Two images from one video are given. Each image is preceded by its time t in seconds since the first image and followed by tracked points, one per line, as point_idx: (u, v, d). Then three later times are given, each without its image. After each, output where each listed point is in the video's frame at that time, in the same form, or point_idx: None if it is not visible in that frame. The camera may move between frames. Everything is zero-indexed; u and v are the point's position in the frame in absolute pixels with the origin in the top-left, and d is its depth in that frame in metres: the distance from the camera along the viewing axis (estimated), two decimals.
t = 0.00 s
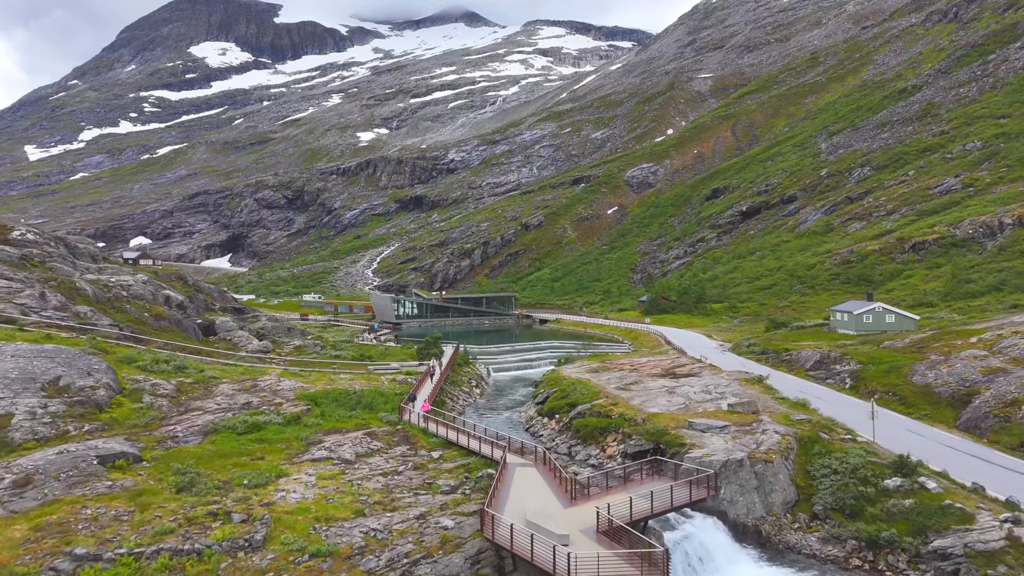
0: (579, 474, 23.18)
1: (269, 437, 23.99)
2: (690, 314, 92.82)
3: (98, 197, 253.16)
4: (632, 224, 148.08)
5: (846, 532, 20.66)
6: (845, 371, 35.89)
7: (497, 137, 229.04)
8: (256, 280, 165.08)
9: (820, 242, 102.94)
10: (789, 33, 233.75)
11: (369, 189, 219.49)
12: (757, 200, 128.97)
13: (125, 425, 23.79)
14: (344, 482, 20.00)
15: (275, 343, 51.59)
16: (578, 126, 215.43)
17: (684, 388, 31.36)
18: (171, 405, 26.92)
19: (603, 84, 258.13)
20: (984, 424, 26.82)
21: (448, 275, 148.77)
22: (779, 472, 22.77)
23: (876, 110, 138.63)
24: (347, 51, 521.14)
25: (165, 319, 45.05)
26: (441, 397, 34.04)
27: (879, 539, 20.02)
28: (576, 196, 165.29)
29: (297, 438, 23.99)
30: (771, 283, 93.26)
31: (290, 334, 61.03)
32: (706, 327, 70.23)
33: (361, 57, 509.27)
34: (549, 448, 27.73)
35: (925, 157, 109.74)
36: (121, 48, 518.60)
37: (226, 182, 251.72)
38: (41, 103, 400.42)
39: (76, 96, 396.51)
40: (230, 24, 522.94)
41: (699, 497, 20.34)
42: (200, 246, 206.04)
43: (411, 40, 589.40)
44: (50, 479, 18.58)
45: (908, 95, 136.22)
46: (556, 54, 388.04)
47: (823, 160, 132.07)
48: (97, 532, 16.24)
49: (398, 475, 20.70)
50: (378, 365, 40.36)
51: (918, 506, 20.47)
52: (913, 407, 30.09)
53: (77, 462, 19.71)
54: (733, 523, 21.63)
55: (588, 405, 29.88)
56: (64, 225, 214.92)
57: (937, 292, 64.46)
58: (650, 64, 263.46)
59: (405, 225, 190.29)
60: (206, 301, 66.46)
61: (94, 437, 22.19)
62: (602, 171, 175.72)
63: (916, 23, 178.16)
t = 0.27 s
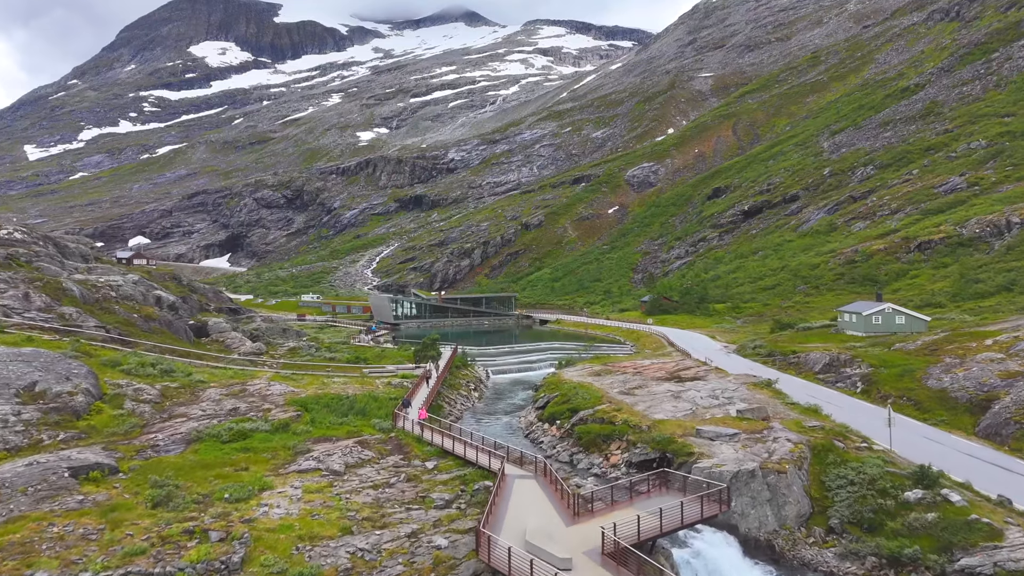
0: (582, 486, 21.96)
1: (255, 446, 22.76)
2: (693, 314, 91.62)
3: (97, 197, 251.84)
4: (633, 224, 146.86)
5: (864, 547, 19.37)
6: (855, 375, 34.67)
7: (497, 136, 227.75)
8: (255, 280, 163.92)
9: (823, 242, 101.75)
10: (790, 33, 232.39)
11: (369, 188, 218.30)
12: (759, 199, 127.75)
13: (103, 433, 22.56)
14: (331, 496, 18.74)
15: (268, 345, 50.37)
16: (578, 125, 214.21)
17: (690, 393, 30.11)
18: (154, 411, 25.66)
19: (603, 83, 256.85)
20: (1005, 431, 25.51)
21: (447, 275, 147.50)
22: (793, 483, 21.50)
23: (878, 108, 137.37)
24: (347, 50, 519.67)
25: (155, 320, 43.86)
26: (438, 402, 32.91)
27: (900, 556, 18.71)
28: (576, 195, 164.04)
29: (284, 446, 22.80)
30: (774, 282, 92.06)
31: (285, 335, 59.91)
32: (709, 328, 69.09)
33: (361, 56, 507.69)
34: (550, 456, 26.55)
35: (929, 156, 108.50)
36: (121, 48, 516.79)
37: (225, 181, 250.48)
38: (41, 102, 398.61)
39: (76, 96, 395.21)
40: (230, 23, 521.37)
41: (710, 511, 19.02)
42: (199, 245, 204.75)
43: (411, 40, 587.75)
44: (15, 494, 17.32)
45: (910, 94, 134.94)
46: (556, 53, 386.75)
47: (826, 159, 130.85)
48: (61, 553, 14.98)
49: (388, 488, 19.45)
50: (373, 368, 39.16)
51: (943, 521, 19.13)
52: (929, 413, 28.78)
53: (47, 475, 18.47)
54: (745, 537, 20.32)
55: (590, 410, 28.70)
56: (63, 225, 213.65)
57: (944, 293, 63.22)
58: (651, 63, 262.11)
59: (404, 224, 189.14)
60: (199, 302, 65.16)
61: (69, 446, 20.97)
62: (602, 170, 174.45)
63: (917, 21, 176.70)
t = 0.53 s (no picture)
0: (584, 499, 20.68)
1: (239, 455, 21.54)
2: (695, 314, 90.42)
3: (96, 197, 250.63)
4: (634, 224, 145.66)
5: (886, 565, 17.96)
6: (867, 379, 33.40)
7: (497, 135, 226.52)
8: (254, 280, 162.77)
9: (827, 242, 100.48)
10: (791, 32, 231.13)
11: (368, 188, 217.06)
12: (761, 198, 126.47)
13: (78, 443, 21.26)
14: (317, 511, 17.47)
15: (262, 346, 49.17)
16: (578, 125, 212.92)
17: (695, 398, 28.84)
18: (134, 417, 24.36)
19: (604, 83, 255.56)
20: None
21: (447, 275, 146.20)
22: (809, 495, 20.18)
23: (881, 107, 136.06)
24: (347, 50, 518.37)
25: (144, 321, 42.61)
26: (433, 408, 31.73)
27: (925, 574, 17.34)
28: (577, 195, 162.81)
29: (269, 456, 21.53)
30: (778, 282, 90.86)
31: (280, 337, 58.70)
32: (712, 329, 67.80)
33: (361, 55, 506.30)
34: (551, 464, 25.34)
35: (933, 155, 107.22)
36: (121, 47, 515.32)
37: (224, 181, 249.23)
38: (40, 102, 397.10)
39: (75, 96, 394.00)
40: (230, 23, 520.19)
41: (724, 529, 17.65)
42: (198, 245, 203.55)
43: (411, 39, 586.38)
44: None
45: (913, 93, 133.63)
46: (556, 53, 385.50)
47: (828, 158, 129.57)
48: None
49: (377, 503, 18.18)
50: (368, 371, 37.94)
51: (970, 537, 17.77)
52: (946, 419, 27.48)
53: (12, 489, 17.21)
54: (758, 554, 18.94)
55: (592, 417, 27.47)
56: (61, 225, 212.46)
57: (951, 294, 61.94)
58: (651, 62, 260.77)
59: (404, 224, 187.94)
60: (193, 302, 63.93)
61: (40, 457, 19.70)
62: (602, 169, 173.20)
63: (919, 20, 175.36)
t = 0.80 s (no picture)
0: (588, 514, 19.38)
1: (220, 467, 20.18)
2: (698, 315, 89.07)
3: (95, 197, 249.23)
4: (635, 223, 144.32)
5: None
6: (881, 383, 32.04)
7: (497, 135, 225.16)
8: (252, 280, 161.49)
9: (830, 241, 99.17)
10: (792, 31, 229.72)
11: (368, 188, 215.66)
12: (763, 197, 125.09)
13: (49, 453, 19.94)
14: (299, 530, 16.14)
15: (255, 348, 47.93)
16: (579, 124, 211.51)
17: (704, 404, 27.55)
18: (112, 425, 23.06)
19: (604, 82, 254.04)
20: None
21: (446, 274, 144.84)
22: (827, 509, 18.85)
23: (883, 105, 134.70)
24: (347, 50, 516.91)
25: (132, 323, 41.44)
26: (427, 415, 30.47)
27: None
28: (577, 194, 161.47)
29: (253, 468, 20.22)
30: (782, 282, 89.60)
31: (274, 338, 57.42)
32: (716, 330, 66.49)
33: (361, 55, 504.87)
34: (553, 474, 24.15)
35: (937, 153, 105.90)
36: (121, 47, 513.62)
37: (224, 181, 247.87)
38: (40, 102, 395.47)
39: (75, 96, 392.51)
40: (230, 22, 518.73)
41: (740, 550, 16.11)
42: (197, 245, 202.20)
43: (411, 39, 584.76)
44: None
45: (915, 91, 132.21)
46: (556, 52, 384.05)
47: (831, 157, 128.21)
48: None
49: (364, 521, 16.84)
50: (362, 375, 36.64)
51: (1004, 557, 16.36)
52: (967, 426, 26.10)
53: None
54: (773, 572, 17.25)
55: (595, 424, 26.17)
56: (59, 225, 211.13)
57: (960, 294, 60.57)
58: (652, 62, 259.24)
59: (403, 224, 186.66)
60: (186, 304, 62.69)
61: (5, 469, 18.38)
62: (603, 169, 171.86)
63: (921, 19, 173.86)
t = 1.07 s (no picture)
0: (592, 531, 18.08)
1: (199, 480, 18.86)
2: (701, 315, 87.78)
3: (95, 197, 247.89)
4: (636, 223, 143.03)
5: None
6: (896, 387, 30.67)
7: (497, 134, 223.87)
8: (251, 279, 160.30)
9: (834, 241, 97.86)
10: (793, 30, 228.27)
11: (367, 187, 214.34)
12: (766, 196, 123.73)
13: (16, 466, 18.61)
14: (279, 551, 14.81)
15: (247, 350, 46.64)
16: (579, 123, 210.08)
17: (713, 410, 26.20)
18: (89, 434, 21.76)
19: (605, 82, 252.56)
20: None
21: (446, 274, 143.50)
22: (849, 526, 17.51)
23: (886, 104, 133.38)
24: (347, 50, 515.57)
25: (120, 324, 40.19)
26: (423, 421, 29.24)
27: None
28: (578, 194, 160.19)
29: (234, 480, 18.91)
30: (785, 282, 88.35)
31: (268, 339, 56.14)
32: (720, 330, 65.19)
33: (361, 55, 503.44)
34: (554, 485, 22.89)
35: (941, 152, 104.54)
36: (121, 47, 512.10)
37: (223, 180, 246.54)
38: (39, 102, 394.03)
39: (75, 95, 391.18)
40: (230, 22, 517.24)
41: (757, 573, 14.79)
42: (196, 245, 200.87)
43: (411, 39, 583.27)
44: None
45: (918, 90, 130.81)
46: (557, 52, 382.52)
47: (833, 156, 126.86)
48: None
49: (350, 541, 15.51)
50: (356, 378, 35.37)
51: None
52: (990, 432, 24.64)
53: None
54: None
55: (598, 431, 24.84)
56: (58, 225, 209.90)
57: (969, 295, 59.20)
58: (653, 61, 257.73)
59: (403, 223, 185.39)
60: (179, 304, 61.45)
61: None
62: (603, 168, 170.57)
63: (924, 17, 172.38)
